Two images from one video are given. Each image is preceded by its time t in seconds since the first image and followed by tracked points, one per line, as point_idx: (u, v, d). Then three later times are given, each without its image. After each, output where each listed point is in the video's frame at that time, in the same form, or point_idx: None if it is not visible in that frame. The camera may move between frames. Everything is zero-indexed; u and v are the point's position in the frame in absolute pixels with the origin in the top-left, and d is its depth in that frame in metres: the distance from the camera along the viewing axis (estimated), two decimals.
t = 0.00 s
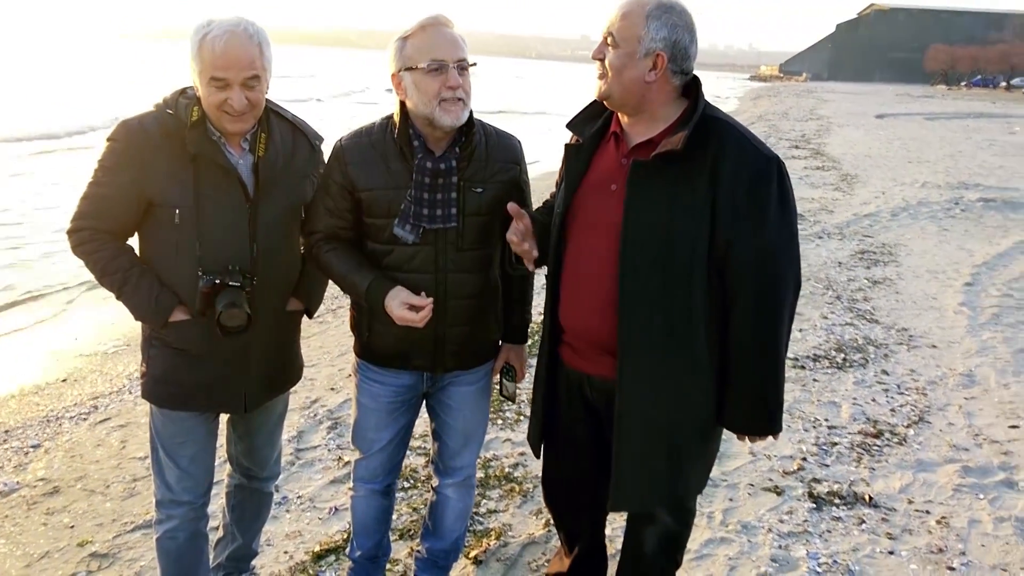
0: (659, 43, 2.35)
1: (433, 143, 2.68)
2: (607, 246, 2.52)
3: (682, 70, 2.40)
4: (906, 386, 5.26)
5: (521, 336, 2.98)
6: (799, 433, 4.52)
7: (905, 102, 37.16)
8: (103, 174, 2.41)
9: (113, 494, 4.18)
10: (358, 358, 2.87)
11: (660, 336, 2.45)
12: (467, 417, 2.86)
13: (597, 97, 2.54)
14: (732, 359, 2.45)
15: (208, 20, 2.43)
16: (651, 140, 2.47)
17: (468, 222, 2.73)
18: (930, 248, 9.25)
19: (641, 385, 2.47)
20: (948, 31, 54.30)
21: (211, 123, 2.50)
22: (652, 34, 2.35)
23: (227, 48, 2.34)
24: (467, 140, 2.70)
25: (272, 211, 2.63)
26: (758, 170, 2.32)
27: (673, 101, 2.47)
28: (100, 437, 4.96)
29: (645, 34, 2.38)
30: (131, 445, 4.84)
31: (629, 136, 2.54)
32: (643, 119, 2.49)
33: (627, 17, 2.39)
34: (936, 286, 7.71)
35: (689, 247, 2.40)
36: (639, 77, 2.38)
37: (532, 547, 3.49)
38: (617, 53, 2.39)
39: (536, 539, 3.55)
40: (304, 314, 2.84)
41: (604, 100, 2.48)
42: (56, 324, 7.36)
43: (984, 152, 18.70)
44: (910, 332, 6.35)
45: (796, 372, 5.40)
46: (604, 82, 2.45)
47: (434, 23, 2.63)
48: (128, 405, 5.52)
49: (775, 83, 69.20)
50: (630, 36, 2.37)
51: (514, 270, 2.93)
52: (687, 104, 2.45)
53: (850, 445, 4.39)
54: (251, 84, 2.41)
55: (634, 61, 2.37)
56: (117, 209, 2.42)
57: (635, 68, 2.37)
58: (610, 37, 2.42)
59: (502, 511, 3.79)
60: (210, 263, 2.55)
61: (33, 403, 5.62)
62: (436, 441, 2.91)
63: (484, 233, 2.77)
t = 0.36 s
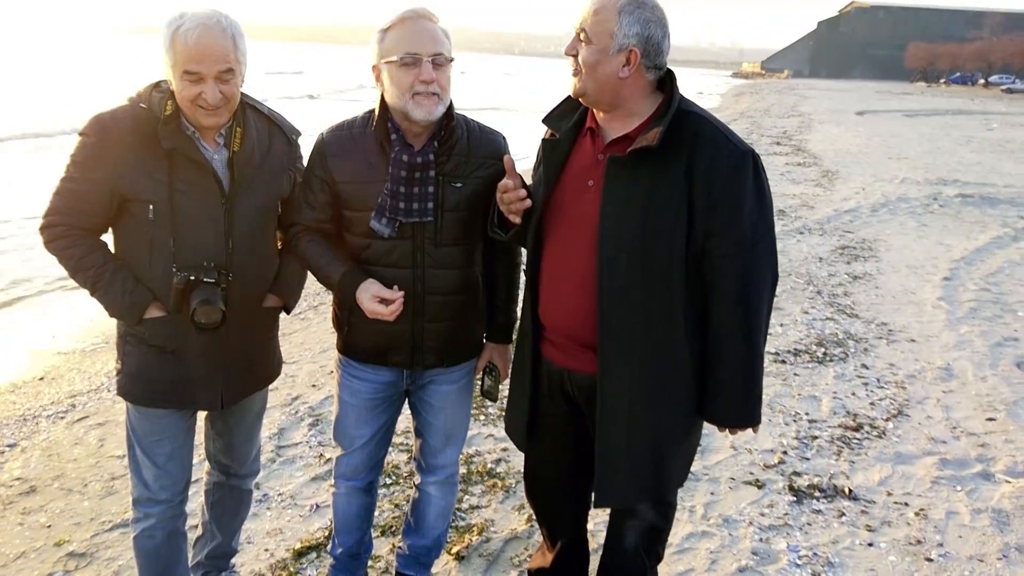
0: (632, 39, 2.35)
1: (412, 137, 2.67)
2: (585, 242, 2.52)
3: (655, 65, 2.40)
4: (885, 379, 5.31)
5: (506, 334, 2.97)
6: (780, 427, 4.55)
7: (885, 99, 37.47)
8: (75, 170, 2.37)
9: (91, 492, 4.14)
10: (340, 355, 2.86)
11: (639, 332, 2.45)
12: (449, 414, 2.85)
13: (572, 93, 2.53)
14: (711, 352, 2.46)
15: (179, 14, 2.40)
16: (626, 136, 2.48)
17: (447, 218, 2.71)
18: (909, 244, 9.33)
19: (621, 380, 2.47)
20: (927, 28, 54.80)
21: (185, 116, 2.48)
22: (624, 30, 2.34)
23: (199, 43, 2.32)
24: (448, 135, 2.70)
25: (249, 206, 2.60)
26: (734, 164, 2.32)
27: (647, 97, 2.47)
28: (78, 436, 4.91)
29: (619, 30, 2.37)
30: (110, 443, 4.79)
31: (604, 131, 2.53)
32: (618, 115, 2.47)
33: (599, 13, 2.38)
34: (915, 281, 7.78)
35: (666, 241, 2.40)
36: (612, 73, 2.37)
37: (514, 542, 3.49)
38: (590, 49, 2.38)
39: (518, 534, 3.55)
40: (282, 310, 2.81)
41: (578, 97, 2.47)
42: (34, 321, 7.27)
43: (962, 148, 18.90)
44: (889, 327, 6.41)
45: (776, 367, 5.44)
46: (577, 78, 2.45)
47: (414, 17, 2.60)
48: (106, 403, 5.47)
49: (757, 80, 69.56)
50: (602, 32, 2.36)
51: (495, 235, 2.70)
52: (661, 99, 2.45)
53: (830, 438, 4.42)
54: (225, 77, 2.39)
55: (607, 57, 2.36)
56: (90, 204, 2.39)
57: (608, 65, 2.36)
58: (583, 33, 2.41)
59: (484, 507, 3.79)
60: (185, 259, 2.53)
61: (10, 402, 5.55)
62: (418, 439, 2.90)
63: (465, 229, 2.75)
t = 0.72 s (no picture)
0: (623, 39, 2.35)
1: (399, 135, 2.70)
2: (578, 242, 2.52)
3: (647, 64, 2.40)
4: (876, 377, 5.33)
5: (497, 343, 2.92)
6: (771, 425, 4.57)
7: (877, 97, 37.60)
8: (61, 170, 2.36)
9: (81, 492, 4.12)
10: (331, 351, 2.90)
11: (633, 331, 2.45)
12: (435, 416, 2.84)
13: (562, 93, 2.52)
14: (704, 352, 2.46)
15: (163, 14, 2.38)
16: (617, 135, 2.47)
17: (429, 219, 2.70)
18: (900, 242, 9.37)
19: (615, 380, 2.47)
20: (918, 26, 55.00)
21: (172, 115, 2.47)
22: (615, 29, 2.35)
23: (185, 42, 2.31)
24: (435, 136, 2.69)
25: (236, 204, 2.60)
26: (726, 163, 2.33)
27: (638, 96, 2.47)
28: (67, 435, 4.88)
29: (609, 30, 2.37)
30: (100, 442, 4.77)
31: (596, 132, 2.53)
32: (609, 116, 2.48)
33: (590, 13, 2.38)
34: (906, 279, 7.82)
35: (660, 241, 2.40)
36: (604, 73, 2.37)
37: (506, 541, 3.49)
38: (581, 50, 2.38)
39: (510, 533, 3.55)
40: (273, 310, 2.80)
41: (569, 97, 2.47)
42: (23, 320, 7.23)
43: (952, 146, 18.99)
44: (880, 325, 6.43)
45: (768, 365, 5.45)
46: (569, 79, 2.44)
47: (405, 18, 2.62)
48: (96, 402, 5.44)
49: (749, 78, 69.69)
50: (594, 32, 2.36)
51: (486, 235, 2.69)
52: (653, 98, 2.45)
53: (821, 436, 4.43)
54: (211, 75, 2.38)
55: (598, 58, 2.36)
56: (77, 205, 2.38)
57: (600, 65, 2.36)
58: (574, 33, 2.40)
59: (476, 505, 3.79)
60: (172, 258, 2.51)
61: None
62: (407, 440, 2.90)
63: (451, 231, 2.73)
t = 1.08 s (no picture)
0: (640, 33, 2.37)
1: (387, 125, 2.71)
2: (586, 244, 2.51)
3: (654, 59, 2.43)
4: (878, 378, 5.32)
5: (488, 344, 2.86)
6: (773, 425, 4.56)
7: (879, 96, 37.54)
8: (60, 169, 2.35)
9: (83, 492, 4.12)
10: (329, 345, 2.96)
11: (644, 334, 2.44)
12: (418, 419, 2.82)
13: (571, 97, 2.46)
14: (714, 352, 2.46)
15: (157, 11, 2.39)
16: (623, 135, 2.47)
17: (410, 209, 2.70)
18: (902, 241, 9.35)
19: (625, 382, 2.46)
20: (920, 24, 54.90)
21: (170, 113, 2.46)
22: (632, 24, 2.36)
23: (178, 36, 2.32)
24: (419, 125, 2.69)
25: (236, 202, 2.59)
26: (734, 162, 2.33)
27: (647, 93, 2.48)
28: (69, 435, 4.88)
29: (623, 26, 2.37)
30: (101, 442, 4.76)
31: (600, 133, 2.52)
32: (622, 115, 2.46)
33: (601, 11, 2.36)
34: (908, 279, 7.81)
35: (670, 243, 2.39)
36: (625, 69, 2.36)
37: (508, 542, 3.49)
38: (600, 48, 2.35)
39: (512, 534, 3.54)
40: (275, 309, 2.80)
41: (584, 101, 2.42)
42: (25, 319, 7.23)
43: (954, 145, 18.96)
44: (882, 325, 6.42)
45: (770, 366, 5.44)
46: (584, 80, 2.38)
47: (398, 13, 2.66)
48: (98, 401, 5.44)
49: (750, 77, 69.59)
50: (612, 28, 2.34)
51: (485, 235, 2.66)
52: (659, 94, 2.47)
53: (824, 437, 4.43)
54: (205, 69, 2.37)
55: (619, 55, 2.35)
56: (76, 204, 2.37)
57: (621, 61, 2.35)
58: (587, 33, 2.36)
59: (478, 506, 3.78)
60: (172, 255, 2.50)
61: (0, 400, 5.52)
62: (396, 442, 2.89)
63: (434, 224, 2.72)
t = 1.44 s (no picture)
0: (650, 36, 2.42)
1: (378, 122, 2.75)
2: (609, 249, 2.51)
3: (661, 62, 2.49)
4: (889, 379, 5.31)
5: (483, 339, 2.80)
6: (785, 426, 4.56)
7: (885, 97, 37.46)
8: (79, 167, 2.38)
9: (97, 490, 4.14)
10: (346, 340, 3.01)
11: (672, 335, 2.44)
12: (416, 421, 2.81)
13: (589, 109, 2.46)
14: (739, 346, 2.48)
15: (176, 8, 2.41)
16: (639, 139, 2.47)
17: (398, 203, 2.71)
18: (911, 242, 9.34)
19: (655, 385, 2.45)
20: (927, 25, 54.75)
21: (189, 110, 2.49)
22: (642, 29, 2.40)
23: (198, 27, 2.35)
24: (405, 121, 2.70)
25: (254, 199, 2.60)
26: (750, 158, 2.35)
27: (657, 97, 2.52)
28: (82, 433, 4.90)
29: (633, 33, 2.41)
30: (114, 440, 4.78)
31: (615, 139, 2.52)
32: (637, 120, 2.48)
33: (610, 20, 2.39)
34: (918, 280, 7.80)
35: (694, 242, 2.40)
36: (642, 73, 2.40)
37: (520, 542, 3.49)
38: (617, 55, 2.37)
39: (524, 534, 3.55)
40: (293, 308, 2.81)
41: (603, 112, 2.42)
42: (37, 317, 7.26)
43: (962, 146, 18.91)
44: (892, 326, 6.42)
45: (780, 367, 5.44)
46: (603, 91, 2.39)
47: (383, 14, 2.68)
48: (110, 399, 5.47)
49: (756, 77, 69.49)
50: (625, 34, 2.38)
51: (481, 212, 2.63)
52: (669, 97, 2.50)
53: (835, 438, 4.42)
54: (225, 61, 2.39)
55: (635, 60, 2.38)
56: (96, 201, 2.39)
57: (637, 67, 2.38)
58: (602, 42, 2.38)
59: (490, 506, 3.79)
60: (191, 252, 2.52)
61: (13, 398, 5.54)
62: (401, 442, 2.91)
63: (422, 218, 2.71)
